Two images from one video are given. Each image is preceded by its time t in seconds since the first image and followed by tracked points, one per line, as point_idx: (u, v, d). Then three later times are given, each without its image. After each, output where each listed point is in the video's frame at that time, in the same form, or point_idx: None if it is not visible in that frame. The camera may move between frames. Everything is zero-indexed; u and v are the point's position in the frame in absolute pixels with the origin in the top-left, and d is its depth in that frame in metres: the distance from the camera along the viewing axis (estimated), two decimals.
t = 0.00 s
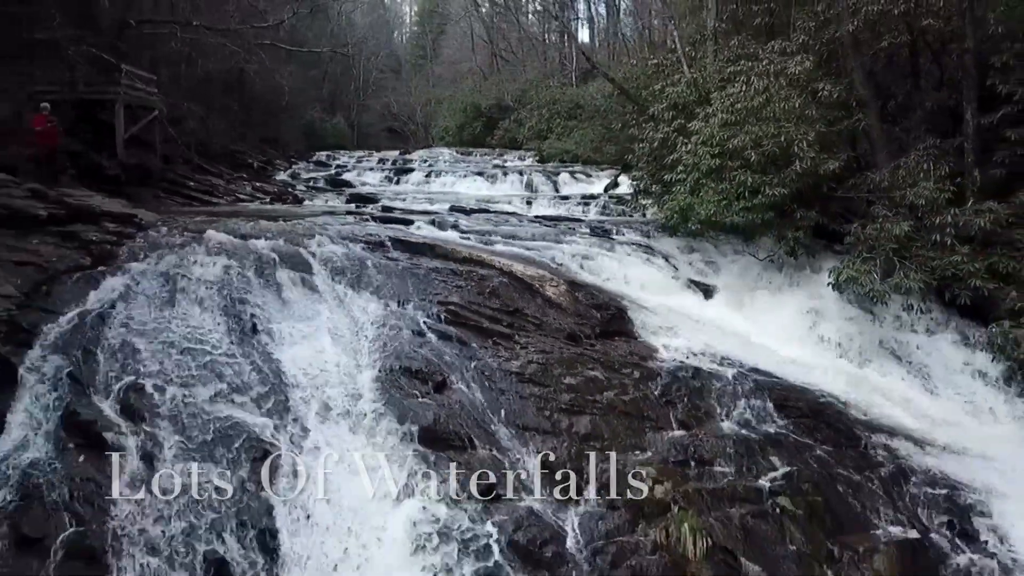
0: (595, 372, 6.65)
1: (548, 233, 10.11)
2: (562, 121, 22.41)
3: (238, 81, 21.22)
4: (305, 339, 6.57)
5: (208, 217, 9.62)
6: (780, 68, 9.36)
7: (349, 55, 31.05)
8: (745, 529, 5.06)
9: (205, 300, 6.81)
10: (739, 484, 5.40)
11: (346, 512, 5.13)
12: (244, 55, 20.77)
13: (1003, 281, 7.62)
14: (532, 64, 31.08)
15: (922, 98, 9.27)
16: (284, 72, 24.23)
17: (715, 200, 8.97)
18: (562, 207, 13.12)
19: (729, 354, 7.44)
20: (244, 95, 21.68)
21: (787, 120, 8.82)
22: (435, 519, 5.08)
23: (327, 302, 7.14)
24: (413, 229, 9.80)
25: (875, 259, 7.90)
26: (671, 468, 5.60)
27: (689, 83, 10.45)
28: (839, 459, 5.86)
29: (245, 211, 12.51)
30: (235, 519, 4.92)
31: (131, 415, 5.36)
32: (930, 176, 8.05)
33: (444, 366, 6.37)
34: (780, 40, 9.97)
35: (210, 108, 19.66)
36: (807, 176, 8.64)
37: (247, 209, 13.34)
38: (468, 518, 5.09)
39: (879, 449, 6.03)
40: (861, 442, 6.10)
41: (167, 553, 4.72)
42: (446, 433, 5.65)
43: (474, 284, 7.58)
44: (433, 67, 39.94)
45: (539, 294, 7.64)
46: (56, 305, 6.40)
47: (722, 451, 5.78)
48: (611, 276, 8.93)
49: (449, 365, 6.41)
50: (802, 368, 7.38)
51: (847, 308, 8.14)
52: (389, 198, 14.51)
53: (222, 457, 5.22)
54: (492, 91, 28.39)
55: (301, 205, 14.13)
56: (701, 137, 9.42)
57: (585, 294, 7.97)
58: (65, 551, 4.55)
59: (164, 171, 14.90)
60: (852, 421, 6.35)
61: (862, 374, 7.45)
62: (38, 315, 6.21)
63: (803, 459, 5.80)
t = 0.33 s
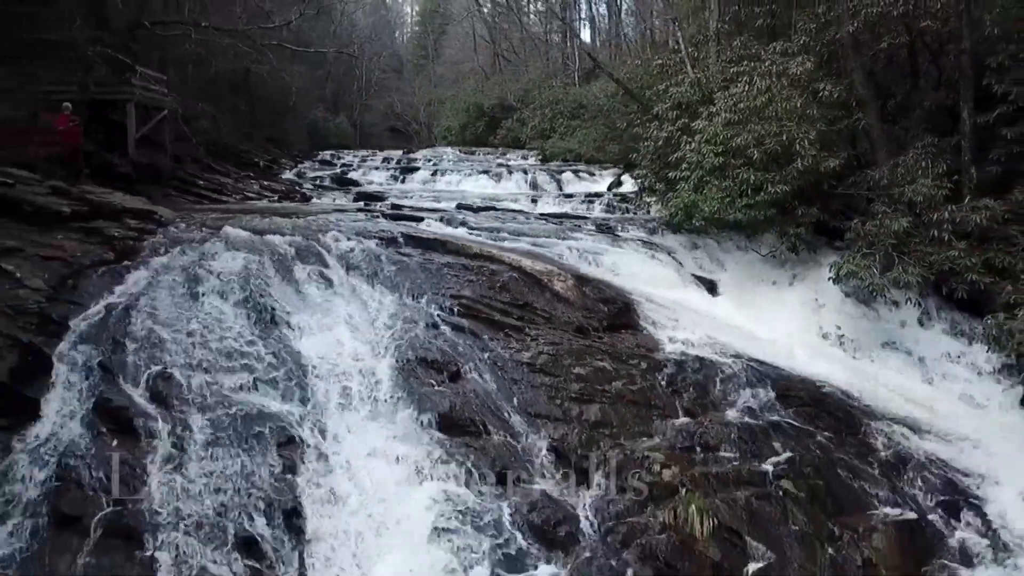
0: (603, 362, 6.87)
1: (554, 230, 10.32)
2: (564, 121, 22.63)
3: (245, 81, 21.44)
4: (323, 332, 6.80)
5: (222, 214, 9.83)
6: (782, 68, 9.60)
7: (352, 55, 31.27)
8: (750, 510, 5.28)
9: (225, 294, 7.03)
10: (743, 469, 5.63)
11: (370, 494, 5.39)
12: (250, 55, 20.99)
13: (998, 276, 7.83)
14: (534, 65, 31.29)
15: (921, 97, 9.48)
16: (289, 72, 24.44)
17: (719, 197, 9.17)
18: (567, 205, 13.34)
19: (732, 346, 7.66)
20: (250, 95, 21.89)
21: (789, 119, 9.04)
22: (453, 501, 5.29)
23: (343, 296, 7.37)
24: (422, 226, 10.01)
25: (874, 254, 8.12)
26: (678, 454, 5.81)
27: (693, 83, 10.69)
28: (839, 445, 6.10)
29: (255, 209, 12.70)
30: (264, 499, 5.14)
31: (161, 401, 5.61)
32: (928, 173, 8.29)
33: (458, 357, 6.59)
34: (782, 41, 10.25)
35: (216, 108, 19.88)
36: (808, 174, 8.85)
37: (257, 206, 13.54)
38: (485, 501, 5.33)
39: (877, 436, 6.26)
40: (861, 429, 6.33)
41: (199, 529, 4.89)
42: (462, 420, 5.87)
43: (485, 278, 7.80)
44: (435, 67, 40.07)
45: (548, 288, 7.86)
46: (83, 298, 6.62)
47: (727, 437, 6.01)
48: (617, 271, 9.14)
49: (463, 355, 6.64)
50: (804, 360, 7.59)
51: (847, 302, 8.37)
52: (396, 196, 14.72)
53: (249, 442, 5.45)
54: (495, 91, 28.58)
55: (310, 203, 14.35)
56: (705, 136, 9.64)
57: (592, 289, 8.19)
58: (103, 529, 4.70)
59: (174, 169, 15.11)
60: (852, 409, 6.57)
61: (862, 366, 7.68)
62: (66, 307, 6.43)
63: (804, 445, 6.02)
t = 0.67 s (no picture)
0: (611, 355, 7.10)
1: (561, 228, 10.53)
2: (568, 121, 22.85)
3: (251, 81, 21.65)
4: (340, 325, 7.04)
5: (236, 212, 10.05)
6: (784, 70, 9.88)
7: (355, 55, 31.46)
8: (755, 496, 5.48)
9: (245, 289, 7.27)
10: (747, 457, 5.81)
11: (390, 481, 5.61)
12: (256, 55, 21.21)
13: (995, 272, 8.06)
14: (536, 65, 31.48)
15: (920, 98, 9.67)
16: (293, 72, 24.64)
17: (722, 196, 9.36)
18: (572, 204, 13.56)
19: (736, 340, 7.88)
20: (256, 95, 22.11)
21: (791, 119, 9.27)
22: (468, 486, 5.49)
23: (359, 291, 7.59)
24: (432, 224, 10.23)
25: (874, 251, 8.33)
26: (685, 442, 6.02)
27: (696, 84, 10.93)
28: (840, 434, 6.33)
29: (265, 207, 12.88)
30: (289, 485, 5.36)
31: (187, 391, 5.84)
32: (926, 173, 8.57)
33: (472, 350, 6.81)
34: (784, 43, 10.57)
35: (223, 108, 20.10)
36: (809, 173, 9.07)
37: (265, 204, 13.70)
38: (500, 485, 5.51)
39: (876, 425, 6.50)
40: (861, 419, 6.56)
41: (230, 512, 5.12)
42: (476, 410, 6.10)
43: (496, 274, 8.03)
44: (437, 67, 40.27)
45: (556, 284, 8.09)
46: (108, 293, 6.84)
47: (732, 427, 6.22)
48: (623, 268, 9.36)
49: (476, 348, 6.86)
50: (805, 354, 7.81)
51: (848, 298, 8.60)
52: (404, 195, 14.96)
53: (272, 431, 5.68)
54: (498, 92, 28.78)
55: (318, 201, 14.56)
56: (709, 136, 9.85)
57: (599, 285, 8.41)
58: (136, 512, 4.91)
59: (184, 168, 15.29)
60: (852, 401, 6.81)
61: (862, 359, 7.89)
62: (93, 301, 6.66)
63: (807, 434, 6.24)
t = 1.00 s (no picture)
0: (620, 350, 7.32)
1: (569, 227, 10.75)
2: (571, 121, 23.07)
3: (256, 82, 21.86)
4: (358, 321, 7.28)
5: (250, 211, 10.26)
6: (786, 73, 10.11)
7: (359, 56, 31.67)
8: (761, 483, 5.69)
9: (266, 286, 7.50)
10: (754, 447, 6.03)
11: (412, 466, 5.86)
12: (262, 56, 21.43)
13: (993, 269, 8.29)
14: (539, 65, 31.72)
15: (920, 99, 9.87)
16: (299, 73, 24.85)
17: (727, 196, 9.58)
18: (578, 203, 13.79)
19: (742, 336, 8.10)
20: (261, 96, 22.32)
21: (795, 120, 9.49)
22: (486, 473, 5.73)
23: (376, 287, 7.83)
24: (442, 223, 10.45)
25: (875, 249, 8.58)
26: (694, 433, 6.23)
27: (701, 86, 11.15)
28: (842, 425, 6.56)
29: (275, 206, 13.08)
30: (316, 472, 5.62)
31: (215, 383, 6.07)
32: (926, 173, 8.83)
33: (487, 344, 7.03)
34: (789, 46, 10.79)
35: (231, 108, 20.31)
36: (812, 173, 9.29)
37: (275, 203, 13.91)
38: (516, 472, 5.76)
39: (878, 417, 6.72)
40: (863, 412, 6.79)
41: (260, 498, 5.37)
42: (492, 401, 6.32)
43: (508, 271, 8.25)
44: (438, 67, 40.48)
45: (566, 281, 8.31)
46: (134, 289, 7.04)
47: (739, 419, 6.40)
48: (630, 265, 9.58)
49: (490, 342, 7.09)
50: (808, 349, 8.04)
51: (849, 295, 8.84)
52: (412, 195, 15.19)
53: (297, 422, 5.92)
54: (501, 92, 29.01)
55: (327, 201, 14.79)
56: (713, 136, 10.06)
57: (608, 281, 8.64)
58: (170, 496, 5.18)
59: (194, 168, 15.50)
60: (854, 394, 7.03)
61: (864, 353, 8.12)
62: (119, 297, 6.84)
63: (810, 425, 6.47)
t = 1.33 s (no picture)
0: (630, 345, 7.54)
1: (578, 227, 10.95)
2: (575, 122, 23.28)
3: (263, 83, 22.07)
4: (377, 318, 7.50)
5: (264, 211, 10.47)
6: (791, 76, 10.30)
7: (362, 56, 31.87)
8: (769, 473, 5.91)
9: (287, 284, 7.72)
10: (762, 438, 6.26)
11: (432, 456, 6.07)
12: (269, 57, 21.64)
13: (993, 267, 8.52)
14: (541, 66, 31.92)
15: (920, 102, 10.12)
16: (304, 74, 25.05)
17: (733, 196, 9.80)
18: (584, 203, 14.00)
19: (748, 332, 8.32)
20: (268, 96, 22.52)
21: (799, 122, 9.71)
22: (506, 462, 5.95)
23: (392, 285, 8.05)
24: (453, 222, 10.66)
25: (878, 247, 8.80)
26: (704, 425, 6.44)
27: (706, 88, 11.36)
28: (846, 418, 6.78)
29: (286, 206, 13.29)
30: (340, 461, 5.83)
31: (241, 377, 6.28)
32: (928, 174, 9.06)
33: (502, 340, 7.25)
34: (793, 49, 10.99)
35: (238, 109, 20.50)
36: (816, 173, 9.51)
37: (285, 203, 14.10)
38: (533, 462, 5.98)
39: (881, 410, 6.94)
40: (867, 405, 7.01)
41: (289, 485, 5.59)
42: (508, 394, 6.53)
43: (520, 270, 8.47)
44: (441, 68, 40.68)
45: (576, 280, 8.53)
46: (159, 286, 7.25)
47: (746, 412, 6.61)
48: (638, 263, 9.78)
49: (505, 338, 7.30)
50: (813, 345, 8.25)
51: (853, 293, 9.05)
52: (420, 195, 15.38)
53: (322, 414, 6.14)
54: (505, 92, 29.22)
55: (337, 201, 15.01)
56: (719, 138, 10.26)
57: (617, 279, 8.86)
58: (203, 484, 5.41)
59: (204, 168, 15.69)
60: (857, 388, 7.25)
61: (867, 349, 8.34)
62: (145, 294, 7.05)
63: (816, 418, 6.69)
